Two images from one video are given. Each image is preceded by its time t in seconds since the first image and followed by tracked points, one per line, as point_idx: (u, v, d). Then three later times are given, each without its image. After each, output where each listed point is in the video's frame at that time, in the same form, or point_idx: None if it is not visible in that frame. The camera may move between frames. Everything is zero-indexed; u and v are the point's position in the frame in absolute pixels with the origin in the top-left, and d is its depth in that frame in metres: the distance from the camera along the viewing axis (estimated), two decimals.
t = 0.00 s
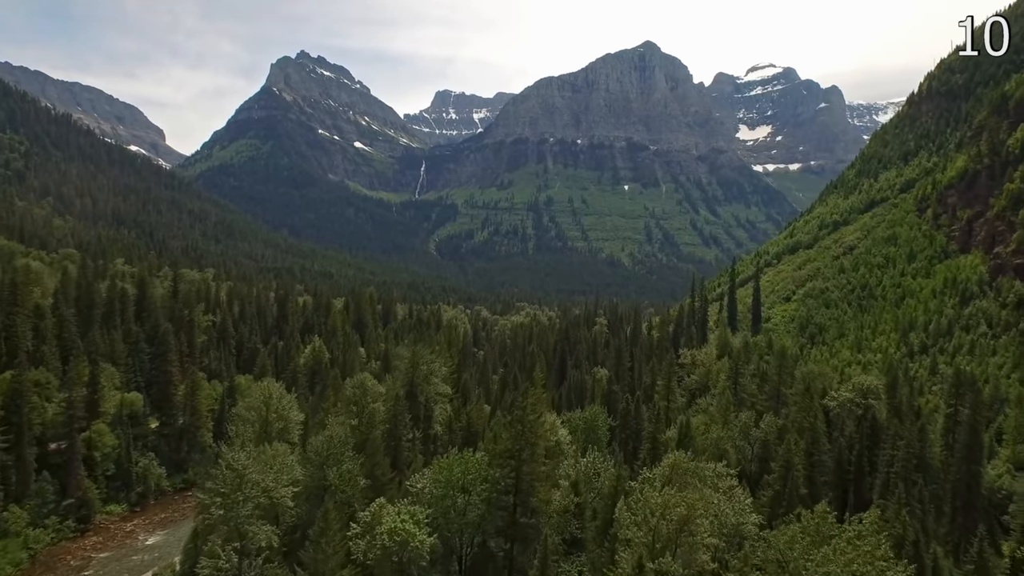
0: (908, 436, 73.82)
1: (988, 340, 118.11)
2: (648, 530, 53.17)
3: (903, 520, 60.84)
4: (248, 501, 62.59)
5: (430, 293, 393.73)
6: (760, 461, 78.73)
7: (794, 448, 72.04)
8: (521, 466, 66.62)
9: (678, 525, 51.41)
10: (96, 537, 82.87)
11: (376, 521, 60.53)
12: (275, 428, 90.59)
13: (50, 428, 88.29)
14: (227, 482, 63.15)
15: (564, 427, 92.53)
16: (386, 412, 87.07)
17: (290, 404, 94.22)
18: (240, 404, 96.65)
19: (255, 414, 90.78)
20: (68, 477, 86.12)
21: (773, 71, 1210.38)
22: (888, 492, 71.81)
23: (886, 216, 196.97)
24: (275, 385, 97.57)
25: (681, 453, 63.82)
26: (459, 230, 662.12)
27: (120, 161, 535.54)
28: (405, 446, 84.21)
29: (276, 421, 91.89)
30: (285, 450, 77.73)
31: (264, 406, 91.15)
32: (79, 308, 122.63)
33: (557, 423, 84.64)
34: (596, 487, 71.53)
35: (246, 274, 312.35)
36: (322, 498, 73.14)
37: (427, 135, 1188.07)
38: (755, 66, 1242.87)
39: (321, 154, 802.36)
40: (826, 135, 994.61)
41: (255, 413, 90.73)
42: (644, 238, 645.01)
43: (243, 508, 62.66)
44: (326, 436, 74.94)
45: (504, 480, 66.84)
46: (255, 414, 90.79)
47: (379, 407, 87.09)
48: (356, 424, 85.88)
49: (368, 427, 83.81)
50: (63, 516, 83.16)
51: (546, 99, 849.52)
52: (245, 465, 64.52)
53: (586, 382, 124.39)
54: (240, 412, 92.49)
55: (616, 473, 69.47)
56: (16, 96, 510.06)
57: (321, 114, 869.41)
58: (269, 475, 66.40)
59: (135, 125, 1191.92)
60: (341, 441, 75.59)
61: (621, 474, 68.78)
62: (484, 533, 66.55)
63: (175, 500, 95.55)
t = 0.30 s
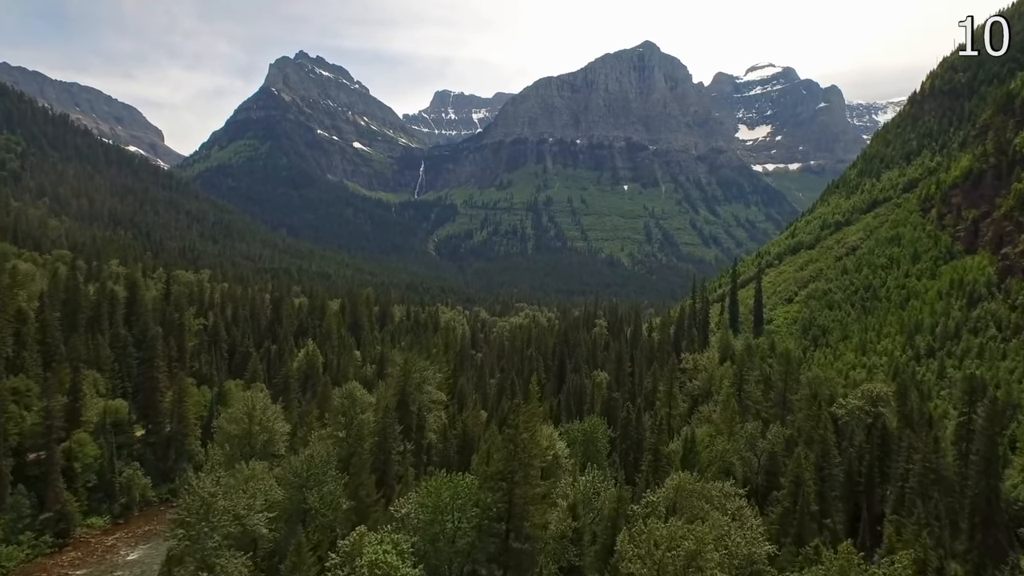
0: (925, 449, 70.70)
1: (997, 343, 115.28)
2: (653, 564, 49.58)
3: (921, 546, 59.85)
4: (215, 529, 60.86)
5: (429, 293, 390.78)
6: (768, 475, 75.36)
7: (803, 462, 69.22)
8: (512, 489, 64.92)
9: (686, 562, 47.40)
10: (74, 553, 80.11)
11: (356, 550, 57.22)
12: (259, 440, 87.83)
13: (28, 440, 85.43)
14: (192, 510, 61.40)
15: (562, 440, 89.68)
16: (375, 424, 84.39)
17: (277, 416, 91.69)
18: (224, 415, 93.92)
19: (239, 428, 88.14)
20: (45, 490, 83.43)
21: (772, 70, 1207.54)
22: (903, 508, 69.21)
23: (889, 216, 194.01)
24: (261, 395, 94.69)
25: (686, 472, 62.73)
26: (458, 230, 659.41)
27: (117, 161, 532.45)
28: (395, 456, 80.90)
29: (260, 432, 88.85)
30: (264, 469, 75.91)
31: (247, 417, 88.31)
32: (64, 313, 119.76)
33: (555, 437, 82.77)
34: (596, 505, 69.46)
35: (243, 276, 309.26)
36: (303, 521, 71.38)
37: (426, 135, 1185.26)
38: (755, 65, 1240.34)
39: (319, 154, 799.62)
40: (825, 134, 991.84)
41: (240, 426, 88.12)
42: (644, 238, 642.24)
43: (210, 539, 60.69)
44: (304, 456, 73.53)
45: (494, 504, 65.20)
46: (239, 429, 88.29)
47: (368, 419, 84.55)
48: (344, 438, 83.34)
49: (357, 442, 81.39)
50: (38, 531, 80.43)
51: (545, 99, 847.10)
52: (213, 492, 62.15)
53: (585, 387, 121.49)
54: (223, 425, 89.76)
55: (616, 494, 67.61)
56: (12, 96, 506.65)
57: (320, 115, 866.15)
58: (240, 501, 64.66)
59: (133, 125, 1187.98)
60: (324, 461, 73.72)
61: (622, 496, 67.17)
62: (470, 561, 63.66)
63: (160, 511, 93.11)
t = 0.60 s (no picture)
0: (945, 463, 67.43)
1: (1007, 347, 113.70)
2: None
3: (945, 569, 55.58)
4: (177, 562, 54.35)
5: (427, 294, 388.38)
6: (775, 489, 73.27)
7: (814, 478, 66.07)
8: (503, 514, 64.48)
9: None
10: (51, 569, 78.18)
11: None
12: (240, 450, 84.92)
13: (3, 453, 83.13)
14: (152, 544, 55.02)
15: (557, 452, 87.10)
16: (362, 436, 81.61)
17: (260, 427, 88.63)
18: (206, 424, 90.96)
19: (220, 440, 84.94)
20: (22, 504, 81.09)
21: (772, 70, 1205.21)
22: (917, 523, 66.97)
23: (892, 215, 191.19)
24: (243, 405, 91.77)
25: (691, 494, 60.63)
26: (457, 230, 656.81)
27: (114, 161, 529.58)
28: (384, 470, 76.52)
29: (242, 442, 85.95)
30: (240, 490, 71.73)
31: (228, 428, 85.29)
32: (49, 318, 117.14)
33: (551, 449, 80.99)
34: (592, 526, 65.28)
35: (240, 277, 307.00)
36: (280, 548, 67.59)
37: (426, 135, 1183.45)
38: (754, 65, 1237.72)
39: (318, 154, 797.14)
40: (825, 134, 989.14)
41: (221, 438, 84.96)
42: (643, 238, 639.77)
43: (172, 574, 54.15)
44: (280, 477, 69.48)
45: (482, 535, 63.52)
46: (218, 440, 85.14)
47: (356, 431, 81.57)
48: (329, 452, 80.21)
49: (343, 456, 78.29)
50: (15, 547, 78.44)
51: (544, 99, 844.82)
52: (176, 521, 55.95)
53: (585, 391, 118.46)
54: (204, 435, 86.56)
55: (615, 517, 61.82)
56: (9, 96, 504.11)
57: (319, 115, 863.80)
58: (208, 530, 58.75)
59: (132, 125, 1185.68)
60: (301, 481, 70.48)
61: (622, 520, 61.34)
62: None
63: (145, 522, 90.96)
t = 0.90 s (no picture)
0: (965, 477, 64.36)
1: (1018, 349, 112.04)
2: None
3: None
4: None
5: (426, 295, 385.30)
6: (784, 500, 71.39)
7: (828, 493, 63.13)
8: (492, 542, 59.18)
9: None
10: None
11: None
12: (218, 461, 81.54)
13: None
14: None
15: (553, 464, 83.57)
16: (347, 446, 76.31)
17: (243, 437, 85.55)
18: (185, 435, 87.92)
19: (197, 453, 81.41)
20: None
21: (772, 69, 1202.58)
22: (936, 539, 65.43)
23: (895, 214, 188.07)
24: (224, 415, 88.73)
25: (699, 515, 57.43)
26: (456, 231, 653.89)
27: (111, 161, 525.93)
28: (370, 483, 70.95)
29: (224, 453, 83.16)
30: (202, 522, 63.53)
31: (206, 440, 82.01)
32: (31, 322, 114.04)
33: (548, 461, 77.82)
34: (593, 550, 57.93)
35: (237, 278, 304.16)
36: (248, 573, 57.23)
37: (425, 135, 1180.29)
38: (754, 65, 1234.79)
39: (317, 154, 794.30)
40: (825, 133, 986.14)
41: (198, 450, 81.62)
42: (643, 238, 637.06)
43: None
44: (251, 494, 59.96)
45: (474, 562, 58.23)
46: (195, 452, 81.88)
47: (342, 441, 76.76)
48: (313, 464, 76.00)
49: (328, 466, 74.56)
50: None
51: (544, 99, 842.09)
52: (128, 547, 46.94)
53: (584, 395, 115.65)
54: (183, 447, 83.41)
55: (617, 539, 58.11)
56: (5, 96, 500.84)
57: (318, 115, 860.82)
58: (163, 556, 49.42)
59: (131, 126, 1181.68)
60: (274, 500, 61.20)
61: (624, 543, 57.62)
62: None
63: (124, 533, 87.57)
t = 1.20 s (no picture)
0: (993, 492, 60.89)
1: None
2: None
3: None
4: None
5: (425, 295, 382.37)
6: (794, 514, 67.75)
7: (846, 511, 60.89)
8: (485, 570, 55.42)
9: None
10: None
11: None
12: (194, 474, 77.99)
13: None
14: None
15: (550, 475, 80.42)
16: (330, 457, 72.94)
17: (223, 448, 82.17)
18: (162, 446, 84.32)
19: (171, 465, 77.70)
20: None
21: (772, 69, 1198.82)
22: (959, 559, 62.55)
23: (899, 214, 185.02)
24: (202, 424, 84.94)
25: (705, 541, 53.47)
26: (455, 231, 650.94)
27: (109, 161, 522.80)
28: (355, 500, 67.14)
29: (200, 464, 79.56)
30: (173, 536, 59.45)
31: (181, 452, 78.22)
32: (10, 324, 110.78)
33: (545, 474, 74.38)
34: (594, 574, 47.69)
35: (234, 279, 301.05)
36: None
37: (424, 135, 1177.66)
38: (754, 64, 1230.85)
39: (316, 154, 791.66)
40: (825, 133, 983.01)
41: (173, 463, 77.90)
42: (643, 238, 634.68)
43: None
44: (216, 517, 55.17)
45: None
46: (169, 465, 78.12)
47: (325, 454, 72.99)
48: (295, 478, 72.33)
49: (310, 479, 71.19)
50: None
51: (543, 99, 839.33)
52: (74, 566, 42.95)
53: (583, 399, 112.92)
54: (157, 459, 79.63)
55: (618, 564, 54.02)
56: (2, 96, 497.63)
57: (317, 115, 857.84)
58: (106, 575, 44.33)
59: (130, 126, 1178.76)
60: (245, 522, 56.65)
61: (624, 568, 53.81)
62: None
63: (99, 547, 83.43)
